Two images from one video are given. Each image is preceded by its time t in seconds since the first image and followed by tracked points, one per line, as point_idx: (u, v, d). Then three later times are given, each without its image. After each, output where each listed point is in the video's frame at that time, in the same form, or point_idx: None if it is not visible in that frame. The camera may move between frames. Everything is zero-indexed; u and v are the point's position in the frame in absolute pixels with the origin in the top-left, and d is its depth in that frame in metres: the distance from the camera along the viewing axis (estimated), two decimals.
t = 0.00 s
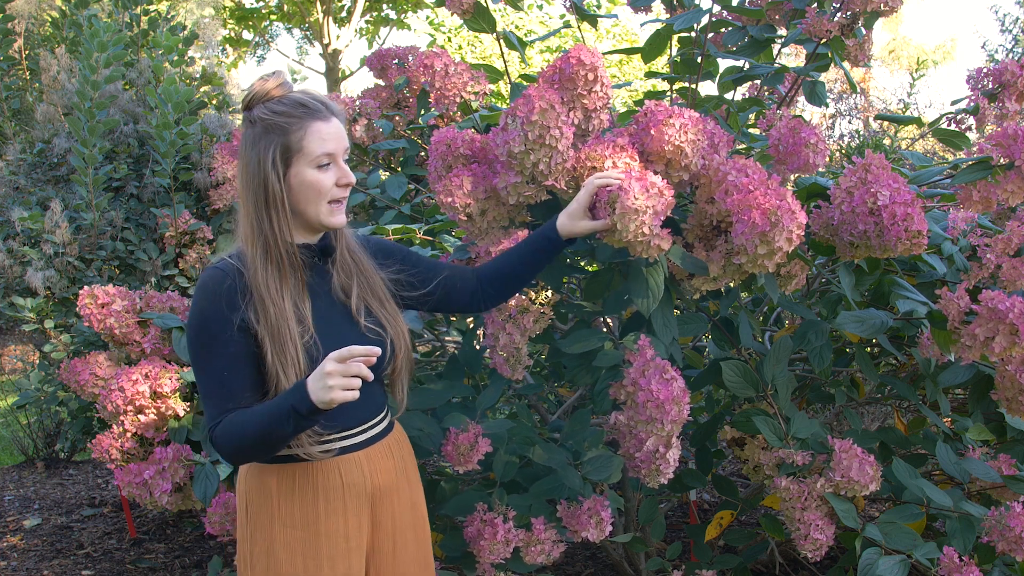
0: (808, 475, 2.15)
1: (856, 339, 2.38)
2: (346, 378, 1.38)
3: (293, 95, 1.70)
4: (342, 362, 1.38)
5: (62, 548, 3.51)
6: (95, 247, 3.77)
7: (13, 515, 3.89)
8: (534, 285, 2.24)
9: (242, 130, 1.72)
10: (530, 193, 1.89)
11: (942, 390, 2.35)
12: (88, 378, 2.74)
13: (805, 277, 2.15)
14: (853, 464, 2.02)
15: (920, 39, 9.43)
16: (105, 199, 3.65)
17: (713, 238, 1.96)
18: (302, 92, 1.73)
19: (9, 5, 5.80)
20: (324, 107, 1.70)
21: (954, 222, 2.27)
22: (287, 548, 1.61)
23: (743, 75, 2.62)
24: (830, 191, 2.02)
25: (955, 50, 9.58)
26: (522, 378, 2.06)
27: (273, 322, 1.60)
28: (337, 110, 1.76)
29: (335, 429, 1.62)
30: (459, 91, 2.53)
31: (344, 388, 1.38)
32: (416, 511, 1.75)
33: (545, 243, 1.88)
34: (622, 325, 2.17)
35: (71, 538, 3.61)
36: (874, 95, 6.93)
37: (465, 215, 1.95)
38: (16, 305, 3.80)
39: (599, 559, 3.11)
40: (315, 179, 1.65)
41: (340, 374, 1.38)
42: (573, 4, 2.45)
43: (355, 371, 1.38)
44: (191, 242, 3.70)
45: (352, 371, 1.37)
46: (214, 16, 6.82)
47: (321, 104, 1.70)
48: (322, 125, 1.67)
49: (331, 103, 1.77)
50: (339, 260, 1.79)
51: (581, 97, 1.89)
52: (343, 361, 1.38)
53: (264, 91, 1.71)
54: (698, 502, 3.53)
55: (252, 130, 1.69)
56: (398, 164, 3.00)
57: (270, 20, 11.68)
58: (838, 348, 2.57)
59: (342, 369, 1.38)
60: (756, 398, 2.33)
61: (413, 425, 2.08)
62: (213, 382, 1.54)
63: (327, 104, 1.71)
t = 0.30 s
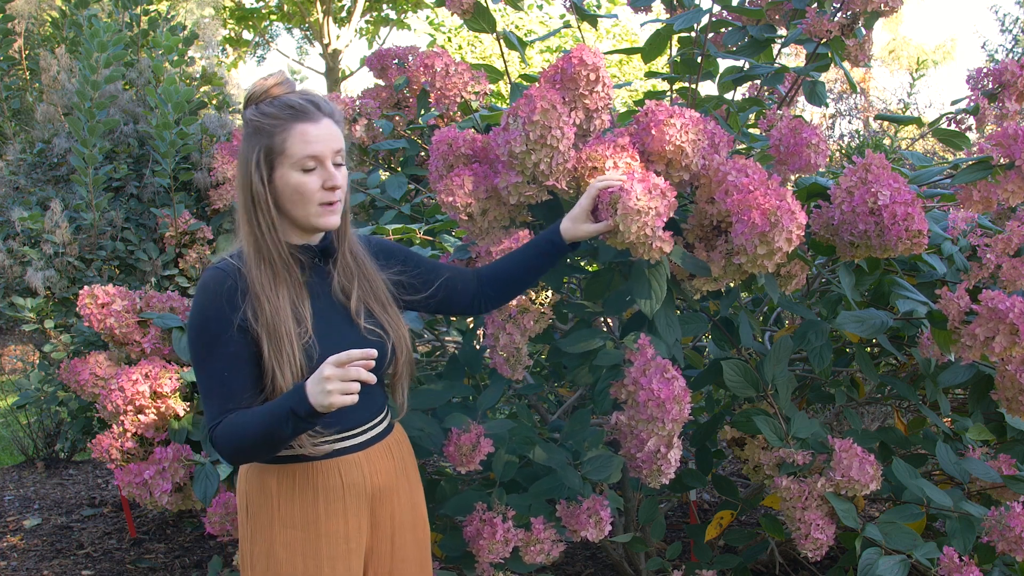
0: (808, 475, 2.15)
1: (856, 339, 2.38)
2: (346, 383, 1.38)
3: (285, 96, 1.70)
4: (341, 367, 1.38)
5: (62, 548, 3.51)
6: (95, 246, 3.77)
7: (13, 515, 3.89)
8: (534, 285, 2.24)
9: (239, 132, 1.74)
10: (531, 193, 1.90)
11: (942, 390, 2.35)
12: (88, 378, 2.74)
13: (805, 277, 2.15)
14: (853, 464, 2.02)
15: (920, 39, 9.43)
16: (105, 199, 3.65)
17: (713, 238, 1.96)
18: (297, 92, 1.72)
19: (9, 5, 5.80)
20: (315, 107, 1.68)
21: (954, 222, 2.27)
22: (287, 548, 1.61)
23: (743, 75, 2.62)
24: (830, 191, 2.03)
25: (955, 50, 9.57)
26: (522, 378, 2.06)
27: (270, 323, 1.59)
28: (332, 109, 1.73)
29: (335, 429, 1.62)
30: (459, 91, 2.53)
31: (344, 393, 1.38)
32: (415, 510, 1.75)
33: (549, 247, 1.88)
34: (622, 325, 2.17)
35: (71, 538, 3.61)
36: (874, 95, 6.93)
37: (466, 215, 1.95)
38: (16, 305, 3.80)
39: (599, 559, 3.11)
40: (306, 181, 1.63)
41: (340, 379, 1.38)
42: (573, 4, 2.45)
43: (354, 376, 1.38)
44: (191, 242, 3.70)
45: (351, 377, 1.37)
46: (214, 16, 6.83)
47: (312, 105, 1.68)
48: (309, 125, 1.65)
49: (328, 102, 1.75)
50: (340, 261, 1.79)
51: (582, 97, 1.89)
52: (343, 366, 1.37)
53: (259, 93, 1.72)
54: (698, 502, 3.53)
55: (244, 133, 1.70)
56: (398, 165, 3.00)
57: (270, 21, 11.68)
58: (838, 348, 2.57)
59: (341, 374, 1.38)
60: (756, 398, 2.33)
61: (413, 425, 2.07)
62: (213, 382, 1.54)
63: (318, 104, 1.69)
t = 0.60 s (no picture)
0: (808, 475, 2.16)
1: (856, 339, 2.38)
2: (331, 377, 1.36)
3: (273, 95, 1.71)
4: (325, 360, 1.36)
5: (61, 548, 3.51)
6: (95, 246, 3.77)
7: (12, 515, 3.89)
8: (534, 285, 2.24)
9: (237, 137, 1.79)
10: (530, 193, 1.89)
11: (942, 390, 2.35)
12: (88, 378, 2.74)
13: (805, 277, 2.15)
14: (853, 464, 2.02)
15: (920, 39, 9.43)
16: (105, 199, 3.65)
17: (713, 238, 1.96)
18: (286, 90, 1.73)
19: (9, 5, 5.80)
20: (298, 104, 1.69)
21: (954, 222, 2.27)
22: (278, 545, 1.62)
23: (743, 75, 2.62)
24: (830, 191, 2.02)
25: (955, 50, 9.57)
26: (522, 378, 2.06)
27: (265, 319, 1.60)
28: (321, 104, 1.74)
29: (327, 429, 1.63)
30: (459, 91, 2.53)
31: (328, 388, 1.36)
32: (411, 514, 1.74)
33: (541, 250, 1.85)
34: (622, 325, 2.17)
35: (71, 538, 3.61)
36: (874, 95, 6.93)
37: (465, 215, 1.95)
38: (16, 305, 3.80)
39: (599, 559, 3.11)
40: (293, 176, 1.64)
41: (326, 376, 1.36)
42: (573, 4, 2.45)
43: (338, 369, 1.35)
44: (191, 242, 3.69)
45: (335, 371, 1.35)
46: (214, 16, 6.83)
47: (295, 101, 1.69)
48: (288, 121, 1.65)
49: (319, 99, 1.76)
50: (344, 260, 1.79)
51: (581, 97, 1.89)
52: (328, 360, 1.35)
53: (251, 95, 1.75)
54: (698, 502, 3.53)
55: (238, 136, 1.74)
56: (398, 165, 3.00)
57: (270, 20, 11.68)
58: (838, 348, 2.57)
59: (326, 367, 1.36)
60: (756, 398, 2.33)
61: (414, 425, 2.08)
62: (209, 376, 1.56)
63: (302, 100, 1.70)
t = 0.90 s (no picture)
0: (808, 474, 2.16)
1: (856, 339, 2.38)
2: (333, 339, 1.39)
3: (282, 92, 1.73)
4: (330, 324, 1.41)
5: (62, 548, 3.51)
6: (95, 247, 3.77)
7: (13, 515, 3.89)
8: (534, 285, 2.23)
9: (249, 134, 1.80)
10: (529, 193, 1.89)
11: (942, 390, 2.35)
12: (88, 378, 2.74)
13: (804, 277, 2.15)
14: (853, 464, 2.02)
15: (920, 39, 9.42)
16: (105, 199, 3.66)
17: (712, 238, 1.96)
18: (296, 87, 1.75)
19: (9, 5, 5.80)
20: (306, 99, 1.70)
21: (954, 222, 2.27)
22: (269, 541, 1.61)
23: (743, 75, 2.62)
24: (830, 191, 2.02)
25: (955, 50, 9.57)
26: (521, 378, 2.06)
27: (264, 313, 1.60)
28: (330, 101, 1.75)
29: (323, 427, 1.62)
30: (459, 91, 2.53)
31: (330, 348, 1.38)
32: (408, 517, 1.72)
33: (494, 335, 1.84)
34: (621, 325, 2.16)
35: (71, 538, 3.61)
36: (874, 95, 6.92)
37: (465, 215, 1.95)
38: (16, 305, 3.80)
39: (599, 559, 3.11)
40: (298, 169, 1.64)
41: (329, 337, 1.39)
42: (573, 4, 2.45)
43: (340, 329, 1.39)
44: (191, 242, 3.69)
45: (337, 330, 1.39)
46: (214, 16, 6.83)
47: (304, 98, 1.71)
48: (295, 115, 1.66)
49: (328, 96, 1.77)
50: (351, 259, 1.78)
51: (580, 97, 1.89)
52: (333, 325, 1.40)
53: (263, 92, 1.77)
54: (698, 503, 3.53)
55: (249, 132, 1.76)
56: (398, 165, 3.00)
57: (270, 21, 11.68)
58: (838, 348, 2.57)
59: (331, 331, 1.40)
60: (756, 398, 2.33)
61: (414, 425, 2.08)
62: (206, 365, 1.55)
63: (311, 97, 1.71)
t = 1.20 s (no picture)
0: (808, 475, 2.16)
1: (856, 339, 2.38)
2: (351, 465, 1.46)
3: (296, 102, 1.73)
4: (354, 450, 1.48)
5: (61, 548, 3.51)
6: (95, 247, 3.77)
7: (13, 515, 3.89)
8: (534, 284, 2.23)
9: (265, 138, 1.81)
10: (527, 193, 1.90)
11: (941, 390, 2.34)
12: (88, 378, 2.74)
13: (804, 277, 2.15)
14: (853, 464, 2.02)
15: (920, 39, 9.43)
16: (105, 199, 3.66)
17: (712, 238, 1.96)
18: (311, 96, 1.74)
19: (8, 5, 5.80)
20: (317, 110, 1.69)
21: (954, 222, 2.26)
22: (260, 541, 1.62)
23: (743, 75, 2.62)
24: (830, 191, 2.02)
25: (955, 50, 9.57)
26: (521, 378, 2.06)
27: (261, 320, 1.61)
28: (343, 111, 1.73)
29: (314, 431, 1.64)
30: (459, 91, 2.53)
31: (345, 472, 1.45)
32: (402, 520, 1.67)
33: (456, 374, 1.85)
34: (621, 325, 2.16)
35: (71, 538, 3.61)
36: (874, 95, 6.93)
37: (464, 215, 1.95)
38: (16, 305, 3.80)
39: (599, 559, 3.11)
40: (306, 183, 1.64)
41: (348, 463, 1.46)
42: (573, 4, 2.45)
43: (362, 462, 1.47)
44: (191, 242, 3.69)
45: (358, 461, 1.46)
46: (214, 16, 6.84)
47: (315, 107, 1.70)
48: (304, 127, 1.66)
49: (342, 105, 1.76)
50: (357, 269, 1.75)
51: (579, 97, 1.89)
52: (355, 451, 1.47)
53: (279, 99, 1.77)
54: (698, 502, 3.53)
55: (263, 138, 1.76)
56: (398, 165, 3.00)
57: (270, 21, 11.68)
58: (838, 348, 2.58)
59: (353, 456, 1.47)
60: (756, 398, 2.33)
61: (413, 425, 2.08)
62: (203, 365, 1.59)
63: (323, 107, 1.70)
